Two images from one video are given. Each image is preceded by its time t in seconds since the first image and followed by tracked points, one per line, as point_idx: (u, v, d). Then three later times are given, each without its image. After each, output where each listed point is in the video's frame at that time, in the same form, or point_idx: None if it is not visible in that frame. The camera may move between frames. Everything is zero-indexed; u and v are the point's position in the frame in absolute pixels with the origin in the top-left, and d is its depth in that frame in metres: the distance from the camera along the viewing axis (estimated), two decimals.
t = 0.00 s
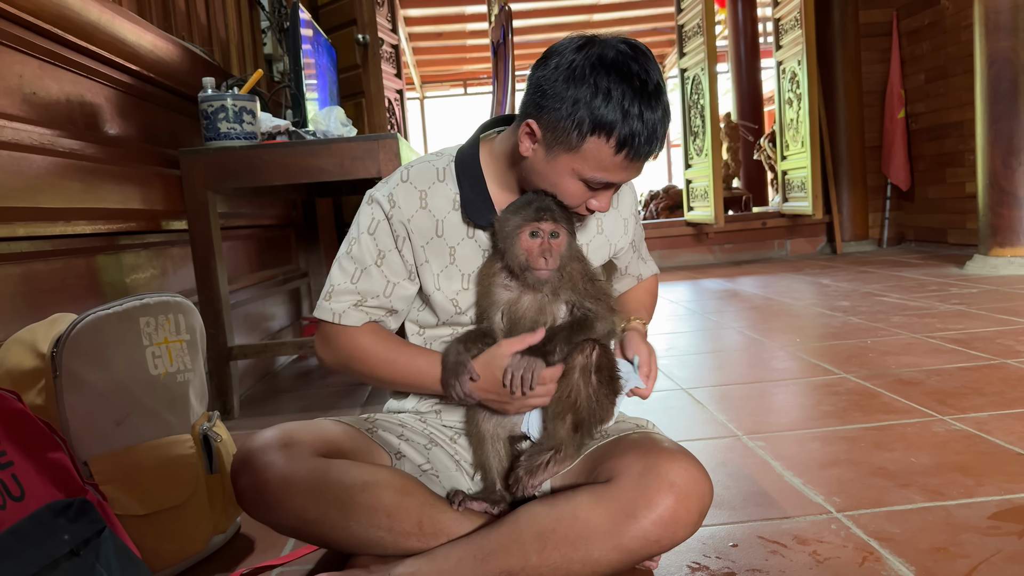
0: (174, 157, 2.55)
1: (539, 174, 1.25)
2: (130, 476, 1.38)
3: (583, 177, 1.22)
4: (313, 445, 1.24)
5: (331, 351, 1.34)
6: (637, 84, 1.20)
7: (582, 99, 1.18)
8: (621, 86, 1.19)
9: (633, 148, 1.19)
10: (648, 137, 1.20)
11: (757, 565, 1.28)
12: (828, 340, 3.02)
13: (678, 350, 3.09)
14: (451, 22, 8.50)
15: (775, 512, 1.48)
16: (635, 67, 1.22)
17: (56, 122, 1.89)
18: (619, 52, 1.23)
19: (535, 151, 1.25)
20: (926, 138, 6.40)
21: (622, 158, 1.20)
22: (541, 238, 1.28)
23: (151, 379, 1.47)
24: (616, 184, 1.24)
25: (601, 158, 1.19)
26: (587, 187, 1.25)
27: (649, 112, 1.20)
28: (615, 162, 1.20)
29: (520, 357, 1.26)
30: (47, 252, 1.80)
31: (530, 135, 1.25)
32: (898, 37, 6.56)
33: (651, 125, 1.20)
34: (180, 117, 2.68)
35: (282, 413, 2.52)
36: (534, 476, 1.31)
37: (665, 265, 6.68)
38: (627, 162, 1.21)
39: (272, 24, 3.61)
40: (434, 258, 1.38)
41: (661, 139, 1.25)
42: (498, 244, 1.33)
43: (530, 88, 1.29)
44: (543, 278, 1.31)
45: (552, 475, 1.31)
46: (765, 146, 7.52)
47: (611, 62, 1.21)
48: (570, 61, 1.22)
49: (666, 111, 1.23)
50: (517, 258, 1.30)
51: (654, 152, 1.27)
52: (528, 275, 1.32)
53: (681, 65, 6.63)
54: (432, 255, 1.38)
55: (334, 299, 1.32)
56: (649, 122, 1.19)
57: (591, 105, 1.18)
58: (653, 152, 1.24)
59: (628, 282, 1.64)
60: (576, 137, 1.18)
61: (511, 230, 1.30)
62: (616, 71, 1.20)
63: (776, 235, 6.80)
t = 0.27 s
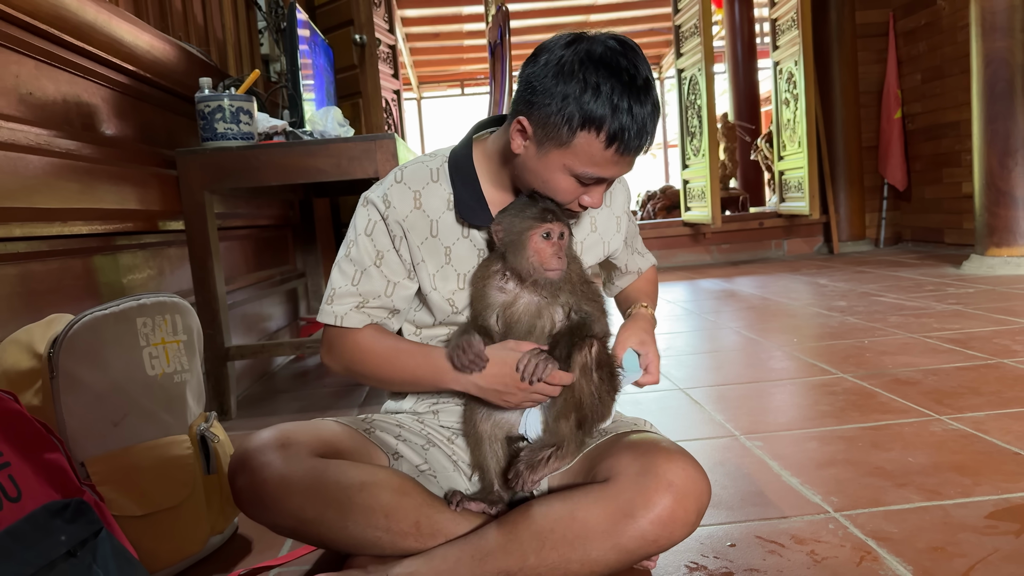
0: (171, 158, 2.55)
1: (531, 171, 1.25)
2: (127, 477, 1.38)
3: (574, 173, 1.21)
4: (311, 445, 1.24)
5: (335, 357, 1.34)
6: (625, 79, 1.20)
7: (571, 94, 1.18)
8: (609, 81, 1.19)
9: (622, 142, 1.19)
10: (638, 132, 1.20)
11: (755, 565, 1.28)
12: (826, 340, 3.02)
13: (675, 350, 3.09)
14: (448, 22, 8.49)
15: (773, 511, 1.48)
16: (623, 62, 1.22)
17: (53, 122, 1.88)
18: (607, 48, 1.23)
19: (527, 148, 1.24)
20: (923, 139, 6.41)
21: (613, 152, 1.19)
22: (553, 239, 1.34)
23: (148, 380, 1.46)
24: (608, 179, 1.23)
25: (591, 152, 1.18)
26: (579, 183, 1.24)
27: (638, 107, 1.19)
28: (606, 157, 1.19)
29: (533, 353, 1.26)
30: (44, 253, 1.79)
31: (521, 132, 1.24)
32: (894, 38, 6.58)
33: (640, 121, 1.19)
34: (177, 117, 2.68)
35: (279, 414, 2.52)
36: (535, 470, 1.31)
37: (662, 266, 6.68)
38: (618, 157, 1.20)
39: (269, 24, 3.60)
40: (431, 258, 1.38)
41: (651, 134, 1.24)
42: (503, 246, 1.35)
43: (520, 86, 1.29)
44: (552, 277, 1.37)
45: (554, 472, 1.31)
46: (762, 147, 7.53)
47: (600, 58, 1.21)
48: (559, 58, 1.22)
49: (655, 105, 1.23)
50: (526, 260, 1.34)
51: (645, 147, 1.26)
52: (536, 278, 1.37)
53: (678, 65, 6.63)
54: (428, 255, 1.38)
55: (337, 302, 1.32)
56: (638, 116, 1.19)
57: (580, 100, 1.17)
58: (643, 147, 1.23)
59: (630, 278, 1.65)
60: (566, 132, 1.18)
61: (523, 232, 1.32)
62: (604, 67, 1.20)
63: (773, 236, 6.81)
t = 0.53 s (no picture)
0: (167, 159, 2.54)
1: (518, 160, 1.24)
2: (124, 478, 1.37)
3: (561, 157, 1.20)
4: (307, 447, 1.24)
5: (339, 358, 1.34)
6: (603, 60, 1.20)
7: (549, 78, 1.18)
8: (586, 62, 1.19)
9: (604, 121, 1.18)
10: (619, 110, 1.19)
11: (751, 565, 1.28)
12: (822, 341, 3.03)
13: (673, 351, 3.09)
14: (445, 23, 8.49)
15: (770, 512, 1.48)
16: (600, 44, 1.22)
17: (49, 123, 1.88)
18: (583, 32, 1.23)
19: (512, 137, 1.24)
20: (919, 139, 6.43)
21: (596, 132, 1.18)
22: (546, 230, 1.33)
23: (144, 380, 1.46)
24: (595, 161, 1.22)
25: (575, 134, 1.18)
26: (567, 168, 1.22)
27: (617, 86, 1.19)
28: (590, 137, 1.19)
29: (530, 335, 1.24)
30: (40, 254, 1.79)
31: (505, 122, 1.24)
32: (891, 38, 6.59)
33: (621, 100, 1.19)
34: (173, 118, 2.67)
35: (276, 415, 2.51)
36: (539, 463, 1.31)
37: (659, 266, 6.68)
38: (602, 136, 1.19)
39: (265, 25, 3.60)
40: (426, 257, 1.38)
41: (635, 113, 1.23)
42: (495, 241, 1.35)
43: (500, 78, 1.29)
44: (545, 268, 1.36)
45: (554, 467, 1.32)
46: (758, 147, 7.55)
47: (575, 41, 1.22)
48: (535, 44, 1.23)
49: (635, 85, 1.23)
50: (519, 254, 1.32)
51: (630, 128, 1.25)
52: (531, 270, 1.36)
53: (675, 66, 6.64)
54: (423, 254, 1.38)
55: (338, 305, 1.32)
56: (618, 94, 1.19)
57: (559, 83, 1.17)
58: (627, 126, 1.22)
59: (622, 276, 1.66)
60: (547, 115, 1.18)
61: (516, 224, 1.30)
62: (581, 49, 1.21)
63: (770, 236, 6.82)
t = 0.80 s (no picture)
0: (164, 160, 2.54)
1: (497, 159, 1.25)
2: (121, 479, 1.37)
3: (537, 151, 1.20)
4: (304, 448, 1.24)
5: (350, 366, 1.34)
6: (568, 52, 1.20)
7: (516, 73, 1.19)
8: (552, 55, 1.19)
9: (575, 111, 1.17)
10: (589, 100, 1.18)
11: (747, 566, 1.29)
12: (819, 341, 3.03)
13: (669, 352, 3.10)
14: (442, 23, 8.49)
15: (766, 512, 1.49)
16: (565, 36, 1.22)
17: (46, 124, 1.88)
18: (549, 25, 1.23)
19: (489, 136, 1.25)
20: (916, 140, 6.44)
21: (568, 122, 1.18)
22: (546, 228, 1.39)
23: (142, 382, 1.46)
24: (573, 152, 1.22)
25: (547, 126, 1.18)
26: (545, 161, 1.22)
27: (584, 76, 1.18)
28: (563, 129, 1.18)
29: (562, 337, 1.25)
30: (37, 255, 1.79)
31: (482, 122, 1.26)
32: (887, 39, 6.60)
33: (590, 89, 1.18)
34: (170, 119, 2.67)
35: (273, 416, 2.51)
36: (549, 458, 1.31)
37: (657, 267, 6.69)
38: (575, 127, 1.19)
39: (262, 26, 3.60)
40: (425, 259, 1.38)
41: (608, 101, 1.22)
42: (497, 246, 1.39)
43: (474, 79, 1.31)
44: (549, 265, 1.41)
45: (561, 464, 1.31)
46: (755, 148, 7.56)
47: (541, 34, 1.22)
48: (502, 41, 1.24)
49: (604, 74, 1.22)
50: (523, 253, 1.38)
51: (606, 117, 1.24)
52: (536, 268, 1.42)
53: (672, 67, 6.64)
54: (423, 256, 1.38)
55: (352, 317, 1.31)
56: (586, 84, 1.18)
57: (526, 78, 1.18)
58: (601, 115, 1.21)
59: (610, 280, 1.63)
60: (518, 110, 1.18)
61: (519, 223, 1.36)
62: (546, 43, 1.21)
63: (767, 237, 6.83)
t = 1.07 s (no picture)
0: (161, 160, 2.53)
1: (477, 160, 1.26)
2: (118, 480, 1.37)
3: (512, 151, 1.20)
4: (301, 449, 1.24)
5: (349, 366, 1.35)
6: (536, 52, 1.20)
7: (485, 73, 1.20)
8: (519, 56, 1.19)
9: (542, 110, 1.16)
10: (557, 99, 1.17)
11: (744, 566, 1.29)
12: (816, 342, 3.03)
13: (667, 352, 3.10)
14: (440, 24, 8.49)
15: (763, 513, 1.49)
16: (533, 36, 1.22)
17: (42, 125, 1.88)
18: (520, 27, 1.24)
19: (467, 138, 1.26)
20: (913, 140, 6.45)
21: (537, 121, 1.17)
22: (526, 228, 1.37)
23: (138, 383, 1.46)
24: (549, 151, 1.20)
25: (518, 126, 1.17)
26: (522, 161, 1.22)
27: (552, 76, 1.17)
28: (533, 128, 1.17)
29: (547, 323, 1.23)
30: (33, 256, 1.78)
31: (461, 125, 1.27)
32: (885, 39, 6.61)
33: (557, 88, 1.17)
34: (167, 120, 2.67)
35: (270, 417, 2.51)
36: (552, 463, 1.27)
37: (655, 267, 6.69)
38: (546, 125, 1.17)
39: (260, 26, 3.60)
40: (419, 258, 1.38)
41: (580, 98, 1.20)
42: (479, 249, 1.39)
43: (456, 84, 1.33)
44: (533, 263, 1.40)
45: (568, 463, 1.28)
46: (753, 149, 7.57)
47: (510, 36, 1.22)
48: (473, 44, 1.25)
49: (574, 72, 1.21)
50: (503, 254, 1.36)
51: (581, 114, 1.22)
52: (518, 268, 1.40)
53: (670, 68, 6.65)
54: (416, 255, 1.38)
55: (348, 316, 1.31)
56: (553, 84, 1.17)
57: (495, 78, 1.19)
58: (574, 113, 1.19)
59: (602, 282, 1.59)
60: (487, 109, 1.19)
61: (496, 225, 1.34)
62: (513, 44, 1.21)
63: (764, 237, 6.83)
